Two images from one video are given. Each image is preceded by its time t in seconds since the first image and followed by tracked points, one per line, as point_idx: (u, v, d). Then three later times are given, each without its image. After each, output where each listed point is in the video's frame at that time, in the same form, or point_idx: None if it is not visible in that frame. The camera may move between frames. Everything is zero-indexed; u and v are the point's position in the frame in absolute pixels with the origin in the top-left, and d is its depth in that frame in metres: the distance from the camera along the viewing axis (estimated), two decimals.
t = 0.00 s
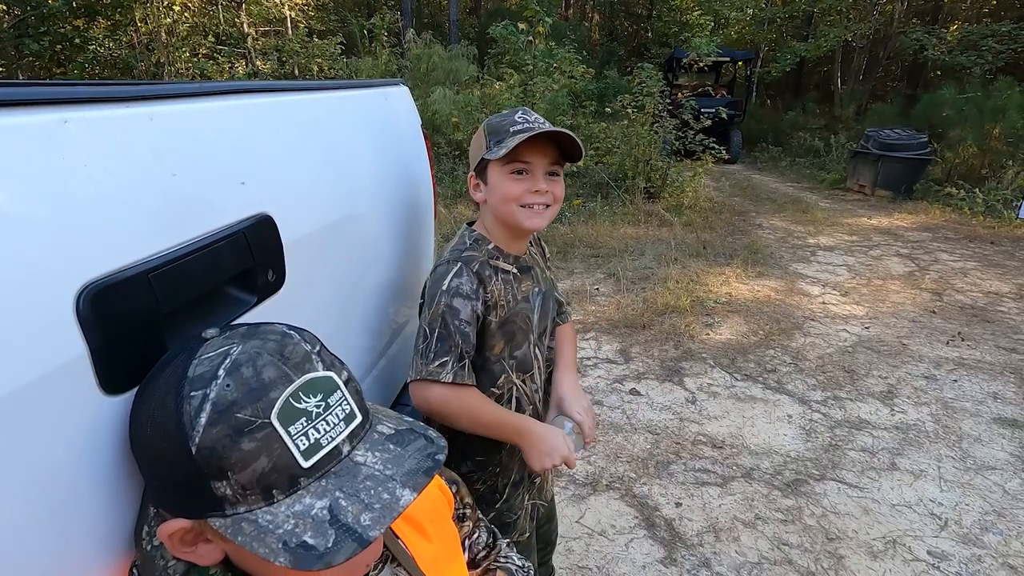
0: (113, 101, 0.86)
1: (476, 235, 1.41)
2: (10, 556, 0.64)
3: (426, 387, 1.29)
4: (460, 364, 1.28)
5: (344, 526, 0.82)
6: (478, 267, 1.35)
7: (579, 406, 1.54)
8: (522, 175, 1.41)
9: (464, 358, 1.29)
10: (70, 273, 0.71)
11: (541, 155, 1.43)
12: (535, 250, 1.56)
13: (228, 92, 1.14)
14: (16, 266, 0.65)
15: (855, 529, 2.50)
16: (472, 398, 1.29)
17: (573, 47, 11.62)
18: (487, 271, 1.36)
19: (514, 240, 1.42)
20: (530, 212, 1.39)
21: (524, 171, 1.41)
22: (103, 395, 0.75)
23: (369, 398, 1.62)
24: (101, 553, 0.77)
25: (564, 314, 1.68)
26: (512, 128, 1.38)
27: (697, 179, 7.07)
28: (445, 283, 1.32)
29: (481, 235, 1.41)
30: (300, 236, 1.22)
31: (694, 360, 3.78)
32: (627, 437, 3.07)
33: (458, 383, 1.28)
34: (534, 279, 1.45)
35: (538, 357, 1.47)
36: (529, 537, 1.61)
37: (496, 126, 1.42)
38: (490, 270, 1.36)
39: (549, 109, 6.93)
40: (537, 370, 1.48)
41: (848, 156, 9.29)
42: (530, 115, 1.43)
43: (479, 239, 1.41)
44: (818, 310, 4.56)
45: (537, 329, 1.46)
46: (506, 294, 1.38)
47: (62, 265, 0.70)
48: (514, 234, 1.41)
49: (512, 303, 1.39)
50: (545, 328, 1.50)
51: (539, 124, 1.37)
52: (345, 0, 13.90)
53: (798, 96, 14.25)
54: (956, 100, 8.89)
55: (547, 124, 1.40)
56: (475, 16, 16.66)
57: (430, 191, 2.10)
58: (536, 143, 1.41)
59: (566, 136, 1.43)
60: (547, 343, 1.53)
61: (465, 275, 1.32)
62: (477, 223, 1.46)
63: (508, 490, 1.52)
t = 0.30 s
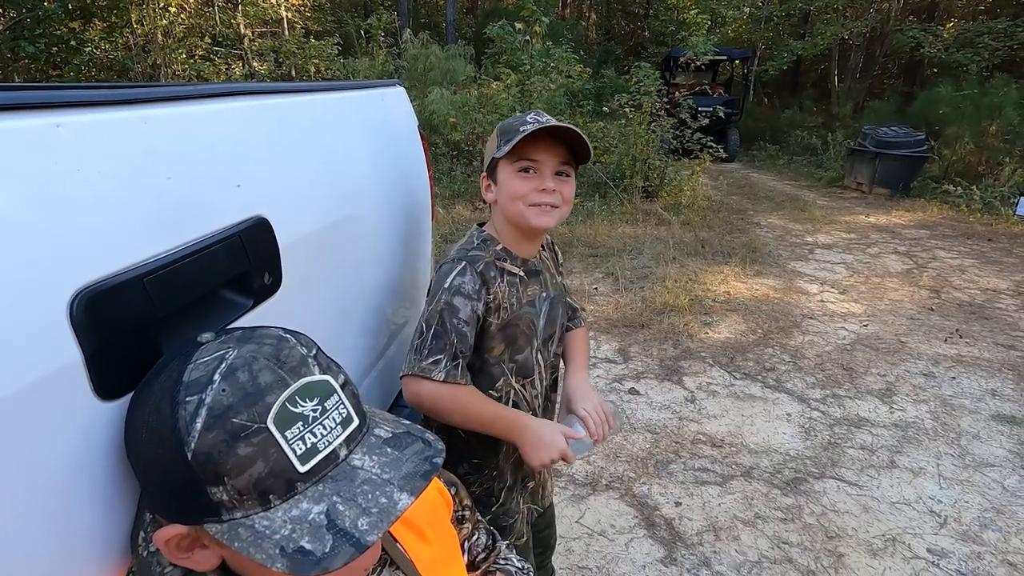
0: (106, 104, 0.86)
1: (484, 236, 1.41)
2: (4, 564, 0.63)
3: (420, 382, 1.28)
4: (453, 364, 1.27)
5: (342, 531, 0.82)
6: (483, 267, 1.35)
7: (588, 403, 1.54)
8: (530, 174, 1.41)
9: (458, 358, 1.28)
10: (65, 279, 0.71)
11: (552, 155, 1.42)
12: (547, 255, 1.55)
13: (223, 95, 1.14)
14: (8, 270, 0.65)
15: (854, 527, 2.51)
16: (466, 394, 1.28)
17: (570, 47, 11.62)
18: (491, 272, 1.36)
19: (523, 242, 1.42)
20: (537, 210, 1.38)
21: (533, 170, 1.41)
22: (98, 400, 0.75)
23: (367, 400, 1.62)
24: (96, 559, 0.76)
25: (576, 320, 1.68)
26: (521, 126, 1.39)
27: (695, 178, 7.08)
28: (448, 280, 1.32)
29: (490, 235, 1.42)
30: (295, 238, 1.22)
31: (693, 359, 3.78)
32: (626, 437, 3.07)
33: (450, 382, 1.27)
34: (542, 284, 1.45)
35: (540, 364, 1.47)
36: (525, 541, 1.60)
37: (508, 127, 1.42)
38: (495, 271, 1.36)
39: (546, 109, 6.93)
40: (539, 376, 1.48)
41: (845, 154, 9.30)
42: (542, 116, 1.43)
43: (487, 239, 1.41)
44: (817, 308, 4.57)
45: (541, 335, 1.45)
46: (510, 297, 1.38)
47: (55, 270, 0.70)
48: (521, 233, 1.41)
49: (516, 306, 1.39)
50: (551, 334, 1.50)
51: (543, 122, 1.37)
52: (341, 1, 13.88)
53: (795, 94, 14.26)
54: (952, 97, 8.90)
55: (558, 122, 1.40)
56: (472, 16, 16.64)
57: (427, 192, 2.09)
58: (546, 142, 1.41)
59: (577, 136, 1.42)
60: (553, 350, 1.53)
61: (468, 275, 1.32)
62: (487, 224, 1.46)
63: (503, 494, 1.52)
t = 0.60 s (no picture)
0: (94, 106, 0.85)
1: (501, 242, 1.40)
2: None
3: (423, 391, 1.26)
4: (457, 368, 1.26)
5: (336, 534, 0.82)
6: (495, 276, 1.34)
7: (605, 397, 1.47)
8: (554, 176, 1.40)
9: (462, 363, 1.27)
10: (54, 283, 0.71)
11: (580, 157, 1.41)
12: (571, 267, 1.54)
13: (214, 96, 1.14)
14: None
15: (853, 521, 2.51)
16: (471, 397, 1.26)
17: (565, 45, 11.62)
18: (504, 282, 1.35)
19: (543, 248, 1.40)
20: (559, 214, 1.37)
21: (558, 172, 1.40)
22: (89, 406, 0.75)
23: (362, 402, 1.62)
24: (89, 566, 0.76)
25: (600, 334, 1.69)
26: (549, 124, 1.38)
27: (690, 175, 7.09)
28: (457, 285, 1.31)
29: (508, 242, 1.41)
30: (289, 240, 1.22)
31: (691, 356, 3.78)
32: (625, 435, 3.07)
33: (456, 386, 1.26)
34: (559, 297, 1.43)
35: (548, 381, 1.46)
36: (516, 550, 1.61)
37: (538, 126, 1.43)
38: (508, 282, 1.35)
39: (541, 107, 6.92)
40: (545, 393, 1.47)
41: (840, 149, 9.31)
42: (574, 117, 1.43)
43: (504, 247, 1.40)
44: (813, 303, 4.58)
45: (552, 350, 1.44)
46: (522, 309, 1.37)
47: (44, 274, 0.70)
48: (541, 239, 1.39)
49: (528, 320, 1.38)
50: (564, 350, 1.49)
51: (570, 120, 1.37)
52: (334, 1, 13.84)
53: (790, 90, 14.28)
54: (946, 92, 8.92)
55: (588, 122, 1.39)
56: (466, 14, 16.61)
57: (422, 193, 2.09)
58: (575, 144, 1.40)
59: (606, 139, 1.41)
60: (564, 366, 1.52)
61: (478, 282, 1.32)
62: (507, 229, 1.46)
63: (496, 504, 1.52)
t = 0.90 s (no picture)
0: (79, 110, 0.85)
1: (488, 251, 1.38)
2: None
3: (421, 394, 1.18)
4: (446, 360, 1.20)
5: (325, 539, 0.82)
6: (482, 283, 1.32)
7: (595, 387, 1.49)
8: (544, 183, 1.38)
9: (452, 355, 1.21)
10: (38, 290, 0.70)
11: (572, 164, 1.38)
12: (566, 274, 1.53)
13: (202, 98, 1.14)
14: None
15: (848, 517, 2.52)
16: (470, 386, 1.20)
17: (558, 44, 11.61)
18: (491, 291, 1.33)
19: (531, 259, 1.38)
20: (546, 226, 1.34)
21: (547, 180, 1.38)
22: (75, 412, 0.74)
23: (354, 405, 1.62)
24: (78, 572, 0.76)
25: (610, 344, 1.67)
26: (541, 127, 1.35)
27: (684, 173, 7.10)
28: (444, 289, 1.28)
29: (493, 251, 1.39)
30: (278, 243, 1.22)
31: (686, 354, 3.79)
32: (620, 433, 3.08)
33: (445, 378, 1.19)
34: (554, 305, 1.43)
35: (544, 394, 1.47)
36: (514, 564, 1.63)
37: (531, 127, 1.39)
38: (495, 290, 1.33)
39: (535, 106, 6.93)
40: (543, 407, 1.48)
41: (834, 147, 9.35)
42: (569, 119, 1.39)
43: (490, 256, 1.37)
44: (807, 301, 4.59)
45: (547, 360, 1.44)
46: (511, 319, 1.36)
47: (28, 279, 0.69)
48: (527, 252, 1.37)
49: (518, 330, 1.37)
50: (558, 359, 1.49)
51: (566, 125, 1.34)
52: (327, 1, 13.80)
53: (783, 88, 14.32)
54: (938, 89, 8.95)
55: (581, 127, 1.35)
56: (459, 14, 16.60)
57: (414, 194, 2.10)
58: (566, 151, 1.37)
59: (599, 146, 1.38)
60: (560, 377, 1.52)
61: (465, 286, 1.29)
62: (494, 238, 1.44)
63: (495, 523, 1.53)
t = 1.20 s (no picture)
0: (72, 108, 0.84)
1: (473, 256, 1.36)
2: None
3: (457, 401, 1.19)
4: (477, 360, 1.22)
5: (319, 537, 0.82)
6: (479, 289, 1.31)
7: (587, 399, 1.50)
8: (526, 185, 1.35)
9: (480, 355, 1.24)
10: (32, 290, 0.70)
11: (554, 165, 1.35)
12: (551, 274, 1.53)
13: (195, 97, 1.13)
14: None
15: (844, 514, 2.53)
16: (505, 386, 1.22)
17: (554, 43, 11.62)
18: (488, 296, 1.33)
19: (516, 263, 1.37)
20: (531, 230, 1.32)
21: (530, 182, 1.35)
22: (69, 412, 0.74)
23: (350, 405, 1.62)
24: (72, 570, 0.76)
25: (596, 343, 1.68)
26: (520, 129, 1.31)
27: (681, 172, 7.11)
28: (445, 298, 1.27)
29: (479, 256, 1.37)
30: (273, 242, 1.22)
31: (683, 353, 3.80)
32: (618, 432, 3.08)
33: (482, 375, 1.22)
34: (547, 306, 1.43)
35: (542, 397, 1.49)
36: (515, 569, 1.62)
37: (508, 127, 1.35)
38: (491, 295, 1.33)
39: (532, 105, 6.94)
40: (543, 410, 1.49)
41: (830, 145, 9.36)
42: (547, 117, 1.36)
43: (477, 262, 1.35)
44: (804, 299, 4.60)
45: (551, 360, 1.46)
46: (508, 323, 1.36)
47: (21, 279, 0.69)
48: (513, 257, 1.36)
49: (515, 334, 1.38)
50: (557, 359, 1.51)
51: (547, 125, 1.31)
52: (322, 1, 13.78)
53: (779, 87, 14.35)
54: (934, 87, 8.97)
55: (562, 128, 1.32)
56: (456, 13, 16.60)
57: (410, 193, 2.10)
58: (548, 152, 1.34)
59: (580, 145, 1.34)
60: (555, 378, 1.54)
61: (466, 293, 1.28)
62: (478, 241, 1.41)
63: (498, 530, 1.53)
